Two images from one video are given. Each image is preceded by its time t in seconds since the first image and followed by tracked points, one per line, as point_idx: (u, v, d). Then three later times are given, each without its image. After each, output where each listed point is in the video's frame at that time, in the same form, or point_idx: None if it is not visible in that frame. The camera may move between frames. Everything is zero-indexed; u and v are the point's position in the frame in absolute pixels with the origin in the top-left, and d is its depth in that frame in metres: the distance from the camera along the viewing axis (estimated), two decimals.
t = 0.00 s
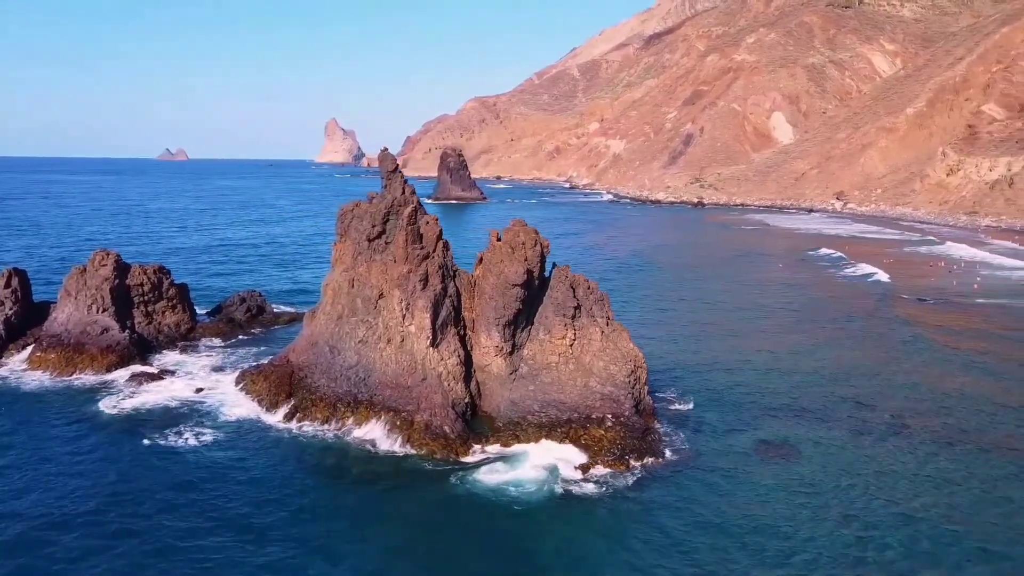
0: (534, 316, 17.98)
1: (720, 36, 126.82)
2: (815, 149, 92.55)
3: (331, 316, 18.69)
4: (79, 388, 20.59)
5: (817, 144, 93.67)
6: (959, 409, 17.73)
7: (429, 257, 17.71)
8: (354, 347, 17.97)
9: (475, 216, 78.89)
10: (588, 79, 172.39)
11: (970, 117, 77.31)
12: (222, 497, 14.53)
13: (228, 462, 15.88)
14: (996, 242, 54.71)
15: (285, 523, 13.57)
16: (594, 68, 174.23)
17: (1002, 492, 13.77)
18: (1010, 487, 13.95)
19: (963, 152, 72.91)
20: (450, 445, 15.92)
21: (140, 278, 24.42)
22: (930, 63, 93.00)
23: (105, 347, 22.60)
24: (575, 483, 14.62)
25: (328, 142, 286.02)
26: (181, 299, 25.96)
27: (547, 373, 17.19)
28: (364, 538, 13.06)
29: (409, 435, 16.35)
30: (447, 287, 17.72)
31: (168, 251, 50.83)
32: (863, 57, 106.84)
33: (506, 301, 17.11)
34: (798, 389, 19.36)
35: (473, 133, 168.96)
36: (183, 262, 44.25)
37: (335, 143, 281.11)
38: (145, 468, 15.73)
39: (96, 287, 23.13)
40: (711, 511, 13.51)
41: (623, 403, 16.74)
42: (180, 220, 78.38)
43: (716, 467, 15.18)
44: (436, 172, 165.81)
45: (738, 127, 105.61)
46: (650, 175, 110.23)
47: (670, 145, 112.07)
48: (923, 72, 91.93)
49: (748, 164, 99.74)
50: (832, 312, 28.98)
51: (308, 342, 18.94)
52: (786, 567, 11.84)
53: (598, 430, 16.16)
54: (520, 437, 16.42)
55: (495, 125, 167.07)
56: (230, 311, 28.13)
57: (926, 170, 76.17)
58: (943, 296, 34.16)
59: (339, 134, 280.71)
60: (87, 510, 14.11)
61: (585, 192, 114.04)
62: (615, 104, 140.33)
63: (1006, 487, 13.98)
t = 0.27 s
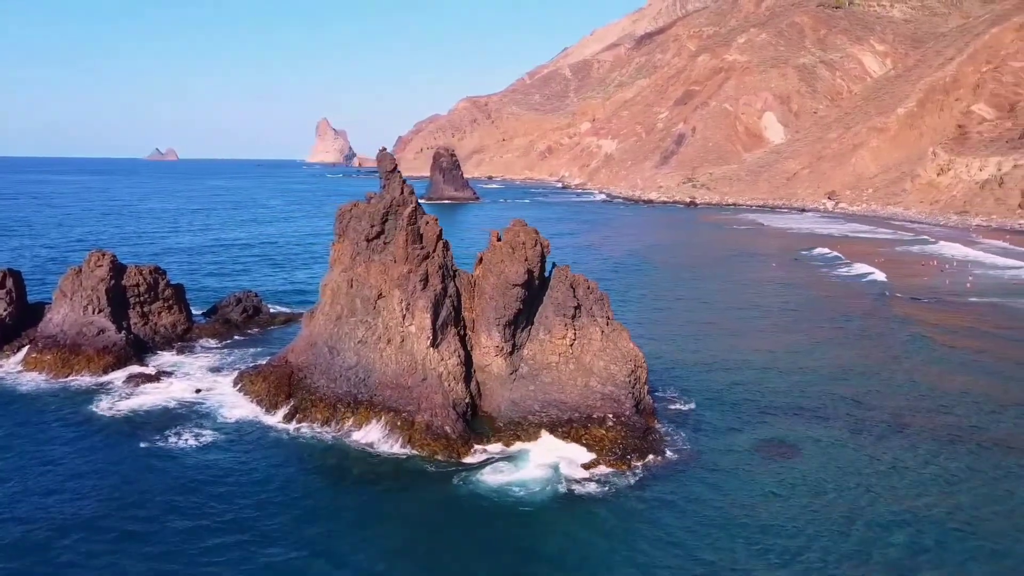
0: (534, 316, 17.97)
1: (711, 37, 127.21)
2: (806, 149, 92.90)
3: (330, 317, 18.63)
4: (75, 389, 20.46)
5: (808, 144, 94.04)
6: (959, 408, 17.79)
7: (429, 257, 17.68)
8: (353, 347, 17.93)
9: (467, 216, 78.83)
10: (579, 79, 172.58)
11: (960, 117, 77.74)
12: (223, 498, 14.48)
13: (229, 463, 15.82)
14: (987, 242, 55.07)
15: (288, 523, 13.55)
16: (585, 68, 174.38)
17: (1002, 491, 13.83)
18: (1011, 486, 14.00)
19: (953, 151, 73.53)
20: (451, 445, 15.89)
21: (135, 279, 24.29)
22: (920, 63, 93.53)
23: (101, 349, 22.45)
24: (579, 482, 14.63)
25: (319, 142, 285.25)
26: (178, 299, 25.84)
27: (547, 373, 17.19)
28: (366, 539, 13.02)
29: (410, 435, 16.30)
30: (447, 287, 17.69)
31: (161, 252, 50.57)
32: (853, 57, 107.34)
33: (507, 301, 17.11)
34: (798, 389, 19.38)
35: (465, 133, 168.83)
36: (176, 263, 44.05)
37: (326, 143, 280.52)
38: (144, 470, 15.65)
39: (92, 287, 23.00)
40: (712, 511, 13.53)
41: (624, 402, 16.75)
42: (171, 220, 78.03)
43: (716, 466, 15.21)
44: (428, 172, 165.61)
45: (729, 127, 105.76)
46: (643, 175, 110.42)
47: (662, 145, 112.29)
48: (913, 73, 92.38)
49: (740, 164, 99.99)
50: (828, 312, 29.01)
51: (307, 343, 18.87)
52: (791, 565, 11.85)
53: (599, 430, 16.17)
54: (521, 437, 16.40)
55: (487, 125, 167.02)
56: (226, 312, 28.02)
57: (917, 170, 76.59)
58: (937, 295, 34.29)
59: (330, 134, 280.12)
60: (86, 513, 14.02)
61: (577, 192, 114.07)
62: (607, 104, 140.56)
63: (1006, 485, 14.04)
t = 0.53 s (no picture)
0: (534, 316, 17.97)
1: (702, 37, 127.50)
2: (798, 149, 93.20)
3: (329, 317, 18.56)
4: (72, 391, 20.35)
5: (799, 143, 94.34)
6: (956, 406, 17.90)
7: (429, 257, 17.65)
8: (353, 348, 17.88)
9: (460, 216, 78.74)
10: (571, 79, 172.68)
11: (950, 117, 78.14)
12: (226, 499, 14.45)
13: (231, 464, 15.78)
14: (978, 241, 55.44)
15: (292, 524, 13.52)
16: (577, 68, 174.44)
17: (1001, 489, 13.89)
18: (1010, 483, 14.08)
19: (944, 151, 74.15)
20: (453, 445, 15.87)
21: (131, 279, 24.17)
22: (910, 64, 94.01)
23: (97, 350, 22.32)
24: (581, 481, 14.64)
25: (310, 142, 284.46)
26: (174, 300, 25.71)
27: (548, 372, 17.20)
28: (369, 540, 12.98)
29: (411, 436, 16.27)
30: (447, 288, 17.67)
31: (153, 253, 50.29)
32: (844, 57, 107.79)
33: (507, 301, 17.11)
34: (796, 388, 19.43)
35: (456, 133, 168.67)
36: (168, 263, 43.81)
37: (317, 143, 279.74)
38: (143, 471, 15.55)
39: (88, 288, 22.87)
40: (714, 510, 13.54)
41: (624, 402, 16.77)
42: (162, 220, 77.69)
43: (717, 465, 15.23)
44: (420, 172, 165.33)
45: (721, 127, 106.12)
46: (635, 175, 110.57)
47: (654, 145, 112.46)
48: (903, 73, 92.82)
49: (732, 163, 100.26)
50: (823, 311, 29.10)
51: (306, 343, 18.78)
52: (795, 564, 11.87)
53: (600, 429, 16.18)
54: (521, 437, 16.41)
55: (479, 125, 166.92)
56: (222, 313, 27.90)
57: (908, 170, 76.96)
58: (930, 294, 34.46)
59: (321, 134, 279.32)
60: (84, 516, 13.90)
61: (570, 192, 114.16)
62: (598, 104, 140.70)
63: (1005, 483, 14.12)
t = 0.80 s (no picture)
0: (533, 316, 17.97)
1: (693, 37, 127.92)
2: (789, 149, 93.55)
3: (328, 317, 18.49)
4: (68, 392, 20.21)
5: (791, 143, 94.69)
6: (954, 405, 18.00)
7: (430, 257, 17.63)
8: (352, 348, 17.83)
9: (453, 216, 78.70)
10: (562, 79, 172.87)
11: (940, 118, 78.64)
12: (229, 500, 14.42)
13: (231, 466, 15.71)
14: (969, 240, 55.85)
15: (296, 524, 13.53)
16: (568, 68, 174.62)
17: (1001, 488, 13.96)
18: (1010, 482, 14.16)
19: (934, 151, 74.42)
20: (455, 445, 15.85)
21: (127, 280, 24.00)
22: (899, 64, 94.55)
23: (93, 351, 22.14)
24: (583, 480, 14.66)
25: (300, 142, 283.63)
26: (169, 300, 25.56)
27: (548, 372, 17.20)
28: (372, 542, 12.94)
29: (411, 436, 16.24)
30: (447, 288, 17.64)
31: (145, 253, 50.00)
32: (834, 58, 108.34)
33: (507, 301, 17.12)
34: (794, 388, 19.52)
35: (448, 133, 168.55)
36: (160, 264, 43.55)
37: (308, 143, 279.13)
38: (141, 474, 15.45)
39: (83, 289, 22.72)
40: (716, 509, 13.56)
41: (625, 401, 16.78)
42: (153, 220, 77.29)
43: (718, 464, 15.26)
44: (411, 172, 165.08)
45: (712, 127, 106.39)
46: (627, 175, 110.80)
47: (646, 145, 112.69)
48: (892, 74, 93.30)
49: (723, 163, 100.56)
50: (817, 310, 29.26)
51: (304, 343, 18.72)
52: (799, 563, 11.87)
53: (601, 429, 16.20)
54: (522, 437, 16.42)
55: (470, 125, 166.86)
56: (218, 313, 27.76)
57: (898, 170, 77.48)
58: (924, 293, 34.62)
59: (311, 134, 278.74)
60: (83, 519, 13.79)
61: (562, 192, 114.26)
62: (589, 104, 140.97)
63: (1006, 482, 14.19)
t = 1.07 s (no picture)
0: (533, 316, 17.96)
1: (684, 37, 128.17)
2: (780, 149, 93.88)
3: (326, 317, 18.43)
4: (64, 393, 20.08)
5: (782, 143, 95.03)
6: (951, 404, 18.11)
7: (429, 257, 17.61)
8: (351, 348, 17.80)
9: (446, 216, 78.64)
10: (553, 78, 172.87)
11: (930, 118, 79.05)
12: (231, 502, 14.38)
13: (232, 467, 15.65)
14: (960, 239, 56.21)
15: (300, 525, 13.50)
16: (559, 68, 174.63)
17: (1001, 486, 14.00)
18: (1009, 480, 14.22)
19: (924, 152, 75.15)
20: (456, 445, 15.83)
21: (123, 280, 23.84)
22: (890, 65, 94.97)
23: (89, 352, 22.01)
24: (586, 480, 14.66)
25: (292, 142, 282.85)
26: (165, 301, 25.43)
27: (548, 372, 17.20)
28: (374, 543, 12.89)
29: (412, 437, 16.21)
30: (447, 288, 17.62)
31: (137, 254, 49.71)
32: (825, 58, 108.78)
33: (507, 301, 17.12)
34: (791, 387, 19.62)
35: (439, 133, 168.36)
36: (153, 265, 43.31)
37: (298, 143, 278.33)
38: (139, 477, 15.33)
39: (79, 289, 22.58)
40: (719, 507, 13.62)
41: (625, 401, 16.80)
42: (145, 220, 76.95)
43: (719, 464, 15.28)
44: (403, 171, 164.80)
45: (704, 127, 106.63)
46: (619, 175, 110.97)
47: (638, 145, 112.85)
48: (883, 74, 93.74)
49: (716, 163, 100.87)
50: (811, 309, 29.42)
51: (303, 344, 18.66)
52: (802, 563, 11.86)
53: (602, 429, 16.21)
54: (523, 437, 16.42)
55: (462, 125, 166.73)
56: (214, 314, 27.64)
57: (889, 170, 78.06)
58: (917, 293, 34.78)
59: (302, 134, 277.93)
60: (80, 523, 13.66)
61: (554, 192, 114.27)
62: (581, 104, 141.03)
63: (1006, 480, 14.24)
